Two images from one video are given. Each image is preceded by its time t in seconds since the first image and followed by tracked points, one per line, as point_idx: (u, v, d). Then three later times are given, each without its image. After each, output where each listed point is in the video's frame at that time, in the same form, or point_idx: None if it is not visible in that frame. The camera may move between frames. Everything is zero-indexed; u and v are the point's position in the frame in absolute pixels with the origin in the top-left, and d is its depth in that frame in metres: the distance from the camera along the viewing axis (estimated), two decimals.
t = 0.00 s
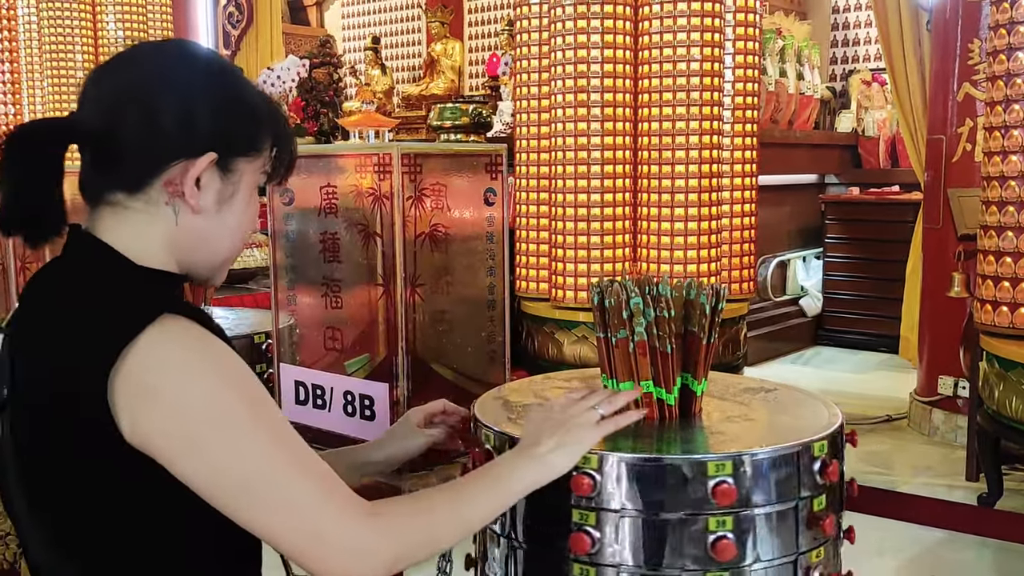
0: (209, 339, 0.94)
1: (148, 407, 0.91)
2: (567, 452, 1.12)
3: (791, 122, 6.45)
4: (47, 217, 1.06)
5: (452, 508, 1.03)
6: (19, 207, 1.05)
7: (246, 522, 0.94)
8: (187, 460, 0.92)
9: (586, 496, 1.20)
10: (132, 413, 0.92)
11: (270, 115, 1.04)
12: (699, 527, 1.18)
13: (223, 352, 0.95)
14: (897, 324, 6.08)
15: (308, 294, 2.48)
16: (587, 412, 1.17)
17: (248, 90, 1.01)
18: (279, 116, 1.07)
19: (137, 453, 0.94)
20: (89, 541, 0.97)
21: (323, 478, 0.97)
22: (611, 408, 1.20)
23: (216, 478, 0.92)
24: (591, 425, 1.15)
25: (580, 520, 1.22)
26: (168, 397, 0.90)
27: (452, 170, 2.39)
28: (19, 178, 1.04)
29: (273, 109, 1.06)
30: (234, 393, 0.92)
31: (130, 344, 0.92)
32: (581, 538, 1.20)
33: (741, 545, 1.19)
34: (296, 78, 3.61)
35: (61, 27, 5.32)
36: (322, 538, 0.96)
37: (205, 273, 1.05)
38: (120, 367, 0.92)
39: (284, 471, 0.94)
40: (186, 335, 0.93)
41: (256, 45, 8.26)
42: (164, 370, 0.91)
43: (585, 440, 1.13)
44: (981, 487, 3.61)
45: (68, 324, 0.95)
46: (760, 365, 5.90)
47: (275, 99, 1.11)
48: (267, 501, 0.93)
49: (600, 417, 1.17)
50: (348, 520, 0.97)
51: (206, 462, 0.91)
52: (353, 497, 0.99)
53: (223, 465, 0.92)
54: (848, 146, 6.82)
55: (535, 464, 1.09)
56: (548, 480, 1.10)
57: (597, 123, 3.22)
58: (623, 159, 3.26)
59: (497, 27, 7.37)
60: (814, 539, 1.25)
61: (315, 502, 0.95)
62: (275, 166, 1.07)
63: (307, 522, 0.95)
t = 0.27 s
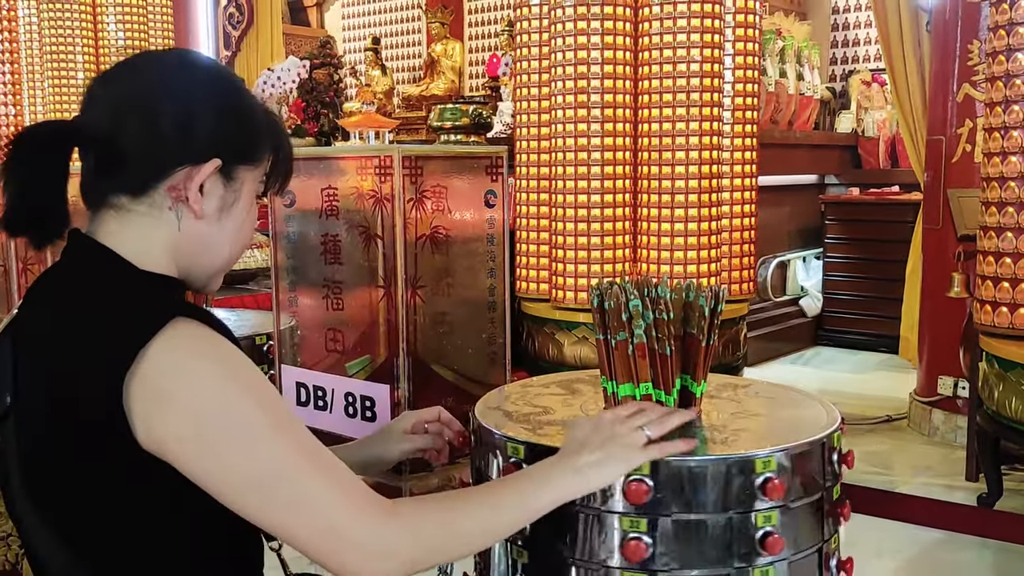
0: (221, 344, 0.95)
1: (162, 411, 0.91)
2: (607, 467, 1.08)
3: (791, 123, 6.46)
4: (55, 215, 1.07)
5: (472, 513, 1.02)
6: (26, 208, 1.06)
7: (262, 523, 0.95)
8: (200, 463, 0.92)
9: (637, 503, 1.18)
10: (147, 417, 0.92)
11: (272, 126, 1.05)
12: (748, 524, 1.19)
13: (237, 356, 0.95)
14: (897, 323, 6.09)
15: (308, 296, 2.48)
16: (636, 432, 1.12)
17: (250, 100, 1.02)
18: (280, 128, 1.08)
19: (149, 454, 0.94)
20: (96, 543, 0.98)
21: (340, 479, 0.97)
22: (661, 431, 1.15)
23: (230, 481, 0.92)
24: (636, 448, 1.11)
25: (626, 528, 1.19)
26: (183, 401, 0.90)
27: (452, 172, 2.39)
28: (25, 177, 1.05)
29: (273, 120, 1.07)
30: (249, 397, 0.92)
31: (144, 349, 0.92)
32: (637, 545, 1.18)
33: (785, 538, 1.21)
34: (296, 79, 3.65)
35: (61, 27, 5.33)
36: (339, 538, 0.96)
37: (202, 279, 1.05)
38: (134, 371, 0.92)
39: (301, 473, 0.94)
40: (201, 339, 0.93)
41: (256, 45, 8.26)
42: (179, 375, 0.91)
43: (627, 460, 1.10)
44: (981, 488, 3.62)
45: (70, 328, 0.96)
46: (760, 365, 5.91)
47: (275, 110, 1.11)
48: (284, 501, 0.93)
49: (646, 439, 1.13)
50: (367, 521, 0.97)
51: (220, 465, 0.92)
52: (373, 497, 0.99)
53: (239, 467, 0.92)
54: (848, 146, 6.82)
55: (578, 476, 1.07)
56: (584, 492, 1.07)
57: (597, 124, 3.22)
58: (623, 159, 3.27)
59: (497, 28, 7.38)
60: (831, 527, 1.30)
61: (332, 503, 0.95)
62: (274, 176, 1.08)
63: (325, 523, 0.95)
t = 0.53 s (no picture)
0: (230, 340, 0.95)
1: (170, 410, 0.91)
2: (629, 475, 1.08)
3: (792, 123, 6.46)
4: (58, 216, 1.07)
5: (490, 502, 1.02)
6: (27, 208, 1.06)
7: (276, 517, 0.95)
8: (209, 461, 0.92)
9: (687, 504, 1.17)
10: (155, 417, 0.92)
11: (271, 125, 1.05)
12: (787, 517, 1.21)
13: (245, 352, 0.95)
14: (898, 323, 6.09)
15: (310, 296, 2.48)
16: (674, 447, 1.11)
17: (249, 100, 1.02)
18: (280, 128, 1.08)
19: (157, 453, 0.94)
20: (103, 544, 0.98)
21: (355, 470, 0.97)
22: (703, 450, 1.15)
23: (241, 478, 0.92)
24: (673, 462, 1.11)
25: (674, 529, 1.19)
26: (190, 400, 0.90)
27: (455, 172, 2.40)
28: (27, 179, 1.05)
29: (273, 120, 1.07)
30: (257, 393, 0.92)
31: (151, 349, 0.92)
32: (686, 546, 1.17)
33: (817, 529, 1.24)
34: (297, 80, 3.62)
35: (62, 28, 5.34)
36: (356, 528, 0.96)
37: (203, 279, 1.06)
38: (140, 371, 0.92)
39: (314, 466, 0.94)
40: (209, 337, 0.93)
41: (257, 46, 8.27)
42: (186, 374, 0.91)
43: (661, 474, 1.10)
44: (982, 487, 3.62)
45: (71, 334, 0.96)
46: (761, 365, 5.92)
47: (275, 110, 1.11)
48: (299, 494, 0.94)
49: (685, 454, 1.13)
50: (384, 510, 0.97)
51: (230, 462, 0.92)
52: (390, 488, 0.99)
53: (250, 463, 0.92)
54: (848, 146, 6.82)
55: (605, 480, 1.07)
56: (604, 497, 1.07)
57: (598, 124, 3.22)
58: (624, 159, 3.27)
59: (497, 28, 7.38)
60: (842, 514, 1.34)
61: (347, 494, 0.95)
62: (275, 175, 1.08)
63: (342, 514, 0.95)
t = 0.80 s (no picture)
0: (236, 334, 0.94)
1: (179, 408, 0.91)
2: (656, 475, 1.06)
3: (793, 123, 6.46)
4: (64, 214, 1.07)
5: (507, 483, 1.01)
6: (34, 207, 1.06)
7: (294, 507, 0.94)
8: (221, 455, 0.92)
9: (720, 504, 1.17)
10: (164, 416, 0.92)
11: (276, 124, 1.05)
12: (812, 510, 1.23)
13: (253, 345, 0.94)
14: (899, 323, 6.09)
15: (313, 296, 2.48)
16: (706, 452, 1.09)
17: (253, 101, 1.02)
18: (284, 127, 1.08)
19: (167, 452, 0.94)
20: (110, 544, 0.98)
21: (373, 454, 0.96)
22: (737, 460, 1.11)
23: (255, 471, 0.92)
24: (705, 468, 1.09)
25: (707, 529, 1.19)
26: (198, 396, 0.90)
27: (457, 171, 2.40)
28: (33, 179, 1.05)
29: (277, 118, 1.07)
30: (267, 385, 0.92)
31: (157, 345, 0.92)
32: (726, 543, 1.17)
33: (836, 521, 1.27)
34: (298, 79, 3.68)
35: (63, 28, 5.34)
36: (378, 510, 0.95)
37: (208, 280, 1.06)
38: (147, 369, 0.92)
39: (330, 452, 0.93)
40: (217, 333, 0.93)
41: (257, 46, 8.27)
42: (193, 370, 0.91)
43: (693, 479, 1.08)
44: (984, 487, 3.62)
45: (75, 333, 0.96)
46: (762, 365, 5.92)
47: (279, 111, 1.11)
48: (317, 480, 0.93)
49: (717, 460, 1.09)
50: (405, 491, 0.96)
51: (242, 455, 0.91)
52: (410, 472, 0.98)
53: (264, 454, 0.91)
54: (849, 146, 6.82)
55: (631, 473, 1.05)
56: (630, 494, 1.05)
57: (599, 124, 3.22)
58: (625, 159, 3.27)
59: (498, 28, 7.39)
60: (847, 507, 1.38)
61: (367, 478, 0.95)
62: (281, 174, 1.08)
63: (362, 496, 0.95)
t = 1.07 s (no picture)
0: (243, 333, 0.94)
1: (186, 406, 0.90)
2: (655, 455, 1.08)
3: (793, 123, 6.47)
4: (74, 216, 1.07)
5: (518, 478, 1.01)
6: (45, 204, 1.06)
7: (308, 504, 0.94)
8: (229, 454, 0.91)
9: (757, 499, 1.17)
10: (171, 415, 0.91)
11: (280, 125, 1.05)
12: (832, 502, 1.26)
13: (260, 343, 0.94)
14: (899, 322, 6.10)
15: (315, 297, 2.48)
16: (706, 437, 1.10)
17: (258, 102, 1.02)
18: (288, 129, 1.08)
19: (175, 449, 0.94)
20: (115, 541, 0.98)
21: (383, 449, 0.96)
22: (739, 448, 1.12)
23: (267, 469, 0.92)
24: (703, 452, 1.10)
25: (745, 526, 1.18)
26: (207, 396, 0.90)
27: (458, 172, 2.39)
28: (42, 182, 1.05)
29: (281, 119, 1.07)
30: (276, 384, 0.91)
31: (165, 346, 0.91)
32: (765, 540, 1.18)
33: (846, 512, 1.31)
34: (299, 80, 3.69)
35: (64, 29, 5.35)
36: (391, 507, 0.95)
37: (216, 281, 1.05)
38: (155, 370, 0.91)
39: (341, 450, 0.93)
40: (225, 333, 0.93)
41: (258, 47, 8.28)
42: (200, 371, 0.90)
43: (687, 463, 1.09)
44: (984, 486, 3.63)
45: (78, 333, 0.97)
46: (763, 365, 5.92)
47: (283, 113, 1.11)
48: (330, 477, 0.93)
49: (718, 447, 1.11)
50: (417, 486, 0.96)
51: (253, 455, 0.91)
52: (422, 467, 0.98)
53: (276, 452, 0.91)
54: (849, 146, 6.83)
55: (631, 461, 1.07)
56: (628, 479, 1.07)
57: (600, 124, 3.22)
58: (626, 159, 3.28)
59: (498, 28, 7.39)
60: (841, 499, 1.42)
61: (379, 473, 0.95)
62: (286, 175, 1.08)
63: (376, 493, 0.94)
